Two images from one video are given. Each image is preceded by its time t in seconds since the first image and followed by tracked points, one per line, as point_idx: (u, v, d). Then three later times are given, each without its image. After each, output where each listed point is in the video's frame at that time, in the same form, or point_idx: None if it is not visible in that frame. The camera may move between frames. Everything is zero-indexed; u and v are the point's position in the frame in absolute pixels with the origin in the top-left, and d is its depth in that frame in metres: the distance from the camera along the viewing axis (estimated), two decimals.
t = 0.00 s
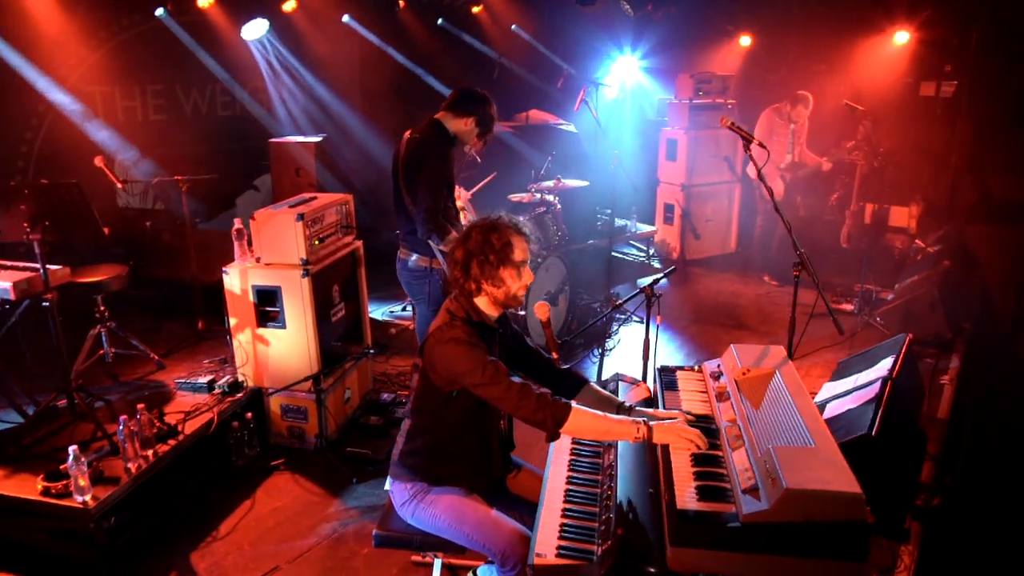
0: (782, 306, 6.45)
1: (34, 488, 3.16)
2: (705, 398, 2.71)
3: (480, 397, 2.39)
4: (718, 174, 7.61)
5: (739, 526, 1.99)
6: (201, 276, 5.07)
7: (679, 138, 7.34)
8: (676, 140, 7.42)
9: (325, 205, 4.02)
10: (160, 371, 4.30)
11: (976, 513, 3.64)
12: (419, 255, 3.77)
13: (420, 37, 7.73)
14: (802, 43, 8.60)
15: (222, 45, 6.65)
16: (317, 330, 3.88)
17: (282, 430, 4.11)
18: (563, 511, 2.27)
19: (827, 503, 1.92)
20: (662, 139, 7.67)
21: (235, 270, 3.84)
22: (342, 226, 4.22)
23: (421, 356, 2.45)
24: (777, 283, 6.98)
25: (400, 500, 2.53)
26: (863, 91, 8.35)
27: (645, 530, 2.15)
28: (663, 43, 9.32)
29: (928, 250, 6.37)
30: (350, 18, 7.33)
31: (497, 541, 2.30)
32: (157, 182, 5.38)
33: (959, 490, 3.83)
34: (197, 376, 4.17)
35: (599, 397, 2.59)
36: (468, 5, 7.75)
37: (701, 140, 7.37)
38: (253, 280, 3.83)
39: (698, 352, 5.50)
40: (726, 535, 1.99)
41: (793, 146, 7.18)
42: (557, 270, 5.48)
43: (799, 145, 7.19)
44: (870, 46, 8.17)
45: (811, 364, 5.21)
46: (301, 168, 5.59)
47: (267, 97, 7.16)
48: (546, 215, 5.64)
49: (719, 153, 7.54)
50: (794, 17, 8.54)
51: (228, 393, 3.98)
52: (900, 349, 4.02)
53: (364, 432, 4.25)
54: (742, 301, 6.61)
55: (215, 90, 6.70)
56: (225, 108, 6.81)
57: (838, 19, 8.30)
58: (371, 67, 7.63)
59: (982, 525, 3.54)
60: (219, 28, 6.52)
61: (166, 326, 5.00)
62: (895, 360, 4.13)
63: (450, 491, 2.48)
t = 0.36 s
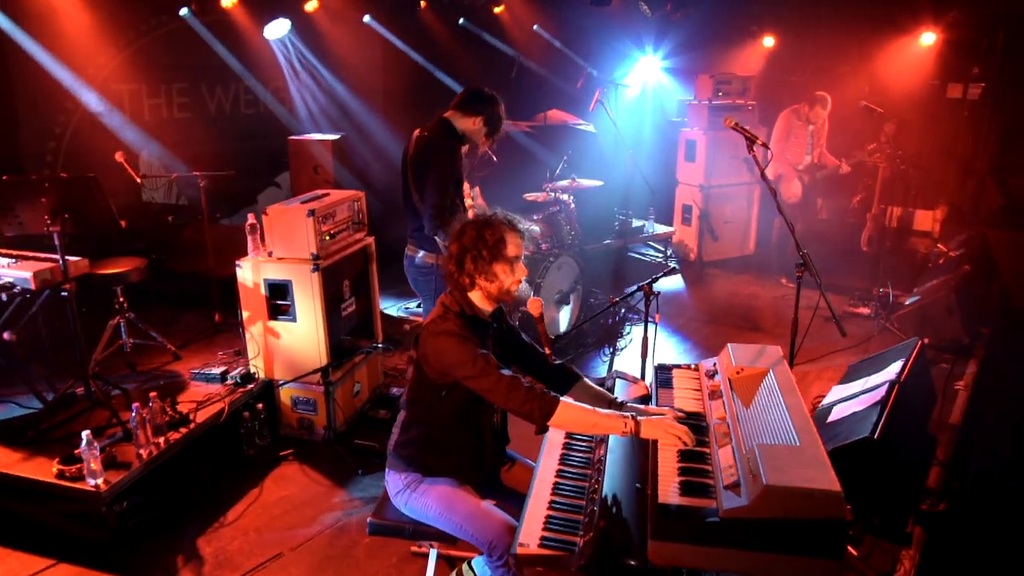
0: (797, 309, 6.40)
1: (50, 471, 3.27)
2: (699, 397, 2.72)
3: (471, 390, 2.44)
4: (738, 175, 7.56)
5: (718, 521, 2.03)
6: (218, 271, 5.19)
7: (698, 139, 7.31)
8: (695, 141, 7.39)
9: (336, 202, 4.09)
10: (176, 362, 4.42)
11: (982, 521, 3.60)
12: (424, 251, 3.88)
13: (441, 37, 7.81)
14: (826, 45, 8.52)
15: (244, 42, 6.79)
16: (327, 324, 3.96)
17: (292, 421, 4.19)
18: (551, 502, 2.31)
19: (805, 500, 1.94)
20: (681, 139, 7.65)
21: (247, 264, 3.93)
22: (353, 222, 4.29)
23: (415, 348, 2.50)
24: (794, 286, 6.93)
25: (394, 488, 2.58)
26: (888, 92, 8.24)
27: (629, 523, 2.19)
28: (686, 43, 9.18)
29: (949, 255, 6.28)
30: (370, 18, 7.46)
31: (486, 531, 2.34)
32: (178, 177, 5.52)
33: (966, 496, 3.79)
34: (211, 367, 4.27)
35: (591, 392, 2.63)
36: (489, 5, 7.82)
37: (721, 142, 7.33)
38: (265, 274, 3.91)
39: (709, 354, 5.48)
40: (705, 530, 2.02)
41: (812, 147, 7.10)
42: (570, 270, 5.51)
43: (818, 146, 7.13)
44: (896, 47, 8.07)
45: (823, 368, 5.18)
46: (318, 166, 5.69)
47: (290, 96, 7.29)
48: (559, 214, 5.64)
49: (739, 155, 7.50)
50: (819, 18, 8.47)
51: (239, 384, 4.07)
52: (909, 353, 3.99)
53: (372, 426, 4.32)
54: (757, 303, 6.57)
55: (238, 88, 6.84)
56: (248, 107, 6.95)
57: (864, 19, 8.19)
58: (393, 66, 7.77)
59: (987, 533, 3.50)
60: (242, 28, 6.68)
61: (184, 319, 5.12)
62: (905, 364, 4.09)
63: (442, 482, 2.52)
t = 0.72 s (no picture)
0: (811, 311, 6.37)
1: (63, 454, 3.39)
2: (690, 392, 2.73)
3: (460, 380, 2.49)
4: (755, 176, 7.53)
5: (694, 512, 2.04)
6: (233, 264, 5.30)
7: (714, 139, 7.28)
8: (711, 142, 7.37)
9: (346, 198, 4.16)
10: (190, 352, 4.53)
11: (987, 526, 3.56)
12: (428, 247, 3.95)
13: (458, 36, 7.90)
14: (849, 45, 8.42)
15: (262, 41, 6.92)
16: (333, 319, 4.04)
17: (300, 413, 4.28)
18: (533, 492, 2.34)
19: (781, 494, 1.96)
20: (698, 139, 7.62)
21: (258, 257, 4.02)
22: (362, 218, 4.37)
23: (406, 338, 2.56)
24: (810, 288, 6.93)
25: (387, 476, 2.64)
26: (912, 93, 8.11)
27: (608, 514, 2.21)
28: (705, 43, 9.20)
29: (970, 258, 6.17)
30: (388, 18, 7.50)
31: (472, 520, 2.39)
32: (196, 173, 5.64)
33: (973, 501, 3.74)
34: (222, 358, 4.38)
35: (581, 386, 2.67)
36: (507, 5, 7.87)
37: (738, 143, 7.31)
38: (275, 267, 4.00)
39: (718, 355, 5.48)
40: (681, 520, 2.04)
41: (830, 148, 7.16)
42: (580, 268, 5.53)
43: (835, 146, 7.15)
44: (921, 47, 7.94)
45: (833, 371, 5.15)
46: (334, 163, 5.78)
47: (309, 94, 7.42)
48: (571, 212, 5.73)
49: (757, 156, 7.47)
50: (842, 18, 8.37)
51: (249, 374, 4.16)
52: (917, 356, 3.94)
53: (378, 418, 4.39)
54: (771, 304, 6.54)
55: (258, 86, 6.97)
56: (268, 104, 7.08)
57: (887, 19, 8.08)
58: (410, 67, 7.73)
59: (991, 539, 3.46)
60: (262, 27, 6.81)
61: (200, 312, 5.25)
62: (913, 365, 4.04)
63: (433, 471, 2.58)
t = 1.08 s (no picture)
0: (819, 312, 6.34)
1: (71, 440, 3.49)
2: (676, 388, 2.76)
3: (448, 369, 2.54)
4: (767, 176, 7.52)
5: (667, 502, 2.08)
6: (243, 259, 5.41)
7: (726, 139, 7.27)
8: (723, 142, 7.35)
9: (352, 194, 4.23)
10: (198, 343, 4.64)
11: (983, 529, 3.53)
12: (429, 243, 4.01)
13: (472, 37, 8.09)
14: (867, 46, 8.35)
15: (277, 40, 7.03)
16: (337, 313, 4.11)
17: (303, 404, 4.37)
18: (515, 481, 2.38)
19: (752, 486, 1.98)
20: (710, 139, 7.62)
21: (265, 251, 4.11)
22: (367, 215, 4.43)
23: (399, 328, 2.61)
24: (819, 290, 6.94)
25: (376, 464, 2.70)
26: (930, 94, 8.03)
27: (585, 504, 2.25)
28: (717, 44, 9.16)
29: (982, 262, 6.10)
30: (403, 18, 7.67)
31: (455, 507, 2.44)
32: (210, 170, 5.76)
33: (970, 504, 3.72)
34: (229, 349, 4.48)
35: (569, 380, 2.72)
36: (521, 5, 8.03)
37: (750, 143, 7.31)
38: (282, 261, 4.08)
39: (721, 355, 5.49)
40: (654, 510, 2.07)
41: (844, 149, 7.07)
42: (587, 267, 5.56)
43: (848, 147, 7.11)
44: (939, 49, 7.85)
45: (837, 373, 5.13)
46: (345, 160, 5.87)
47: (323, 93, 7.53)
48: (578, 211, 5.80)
49: (769, 156, 7.45)
50: (860, 18, 8.31)
51: (255, 366, 4.25)
52: (919, 357, 3.92)
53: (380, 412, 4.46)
54: (778, 305, 6.52)
55: (274, 84, 7.12)
56: (284, 102, 7.16)
57: (905, 19, 8.01)
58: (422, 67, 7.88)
59: (985, 542, 3.44)
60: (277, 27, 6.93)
61: (210, 305, 5.36)
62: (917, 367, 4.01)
63: (420, 460, 2.64)
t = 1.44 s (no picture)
0: (822, 313, 6.33)
1: (76, 427, 3.59)
2: (659, 381, 2.82)
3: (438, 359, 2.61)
4: (774, 177, 7.52)
5: (637, 491, 2.13)
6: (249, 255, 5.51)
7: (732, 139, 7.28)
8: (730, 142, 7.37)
9: (352, 192, 4.31)
10: (204, 336, 4.75)
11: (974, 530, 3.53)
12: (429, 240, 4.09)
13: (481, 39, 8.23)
14: (878, 46, 8.30)
15: (287, 41, 7.14)
16: (337, 308, 4.20)
17: (305, 397, 4.45)
18: (495, 469, 2.44)
19: (719, 477, 2.02)
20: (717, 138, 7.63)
21: (268, 246, 4.20)
22: (368, 212, 4.52)
23: (395, 318, 2.68)
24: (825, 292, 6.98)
25: (366, 452, 2.77)
26: (943, 94, 7.94)
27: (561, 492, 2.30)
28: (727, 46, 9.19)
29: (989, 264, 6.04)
30: (411, 19, 7.83)
31: (438, 494, 2.51)
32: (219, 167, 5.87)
33: (963, 505, 3.71)
34: (234, 343, 4.57)
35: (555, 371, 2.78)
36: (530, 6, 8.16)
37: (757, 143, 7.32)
38: (284, 256, 4.17)
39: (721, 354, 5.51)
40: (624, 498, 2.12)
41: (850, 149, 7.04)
42: (589, 264, 5.60)
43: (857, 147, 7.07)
44: (952, 48, 7.78)
45: (836, 373, 5.13)
46: (351, 158, 5.95)
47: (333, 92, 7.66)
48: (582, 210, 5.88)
49: (776, 155, 7.44)
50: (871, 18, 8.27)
51: (258, 358, 4.35)
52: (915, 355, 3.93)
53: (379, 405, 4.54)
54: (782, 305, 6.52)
55: (285, 84, 7.25)
56: (294, 101, 7.33)
57: (918, 19, 7.94)
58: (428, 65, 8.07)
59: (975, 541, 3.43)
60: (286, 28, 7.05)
61: (218, 300, 5.47)
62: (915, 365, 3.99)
63: (407, 449, 2.71)
